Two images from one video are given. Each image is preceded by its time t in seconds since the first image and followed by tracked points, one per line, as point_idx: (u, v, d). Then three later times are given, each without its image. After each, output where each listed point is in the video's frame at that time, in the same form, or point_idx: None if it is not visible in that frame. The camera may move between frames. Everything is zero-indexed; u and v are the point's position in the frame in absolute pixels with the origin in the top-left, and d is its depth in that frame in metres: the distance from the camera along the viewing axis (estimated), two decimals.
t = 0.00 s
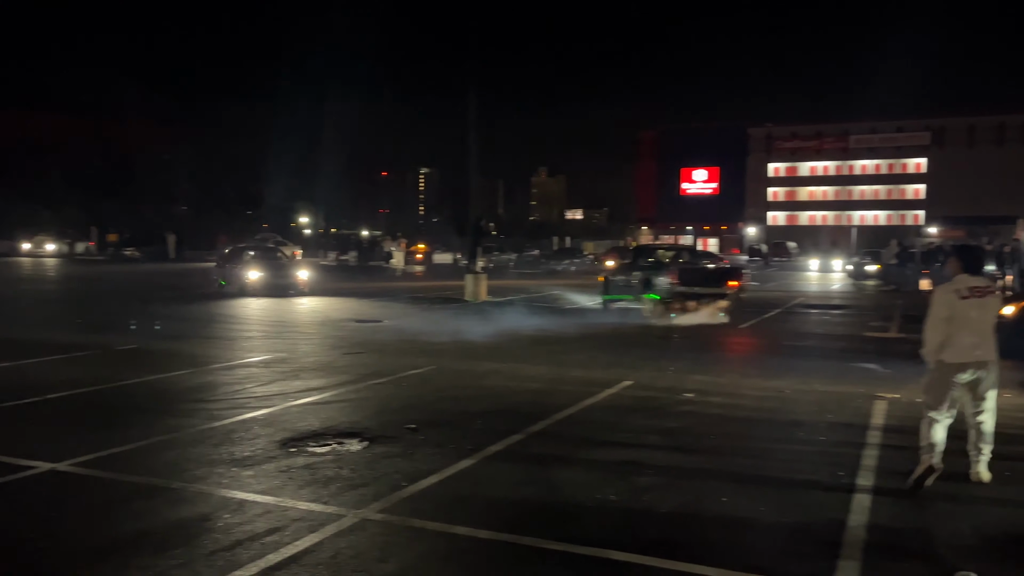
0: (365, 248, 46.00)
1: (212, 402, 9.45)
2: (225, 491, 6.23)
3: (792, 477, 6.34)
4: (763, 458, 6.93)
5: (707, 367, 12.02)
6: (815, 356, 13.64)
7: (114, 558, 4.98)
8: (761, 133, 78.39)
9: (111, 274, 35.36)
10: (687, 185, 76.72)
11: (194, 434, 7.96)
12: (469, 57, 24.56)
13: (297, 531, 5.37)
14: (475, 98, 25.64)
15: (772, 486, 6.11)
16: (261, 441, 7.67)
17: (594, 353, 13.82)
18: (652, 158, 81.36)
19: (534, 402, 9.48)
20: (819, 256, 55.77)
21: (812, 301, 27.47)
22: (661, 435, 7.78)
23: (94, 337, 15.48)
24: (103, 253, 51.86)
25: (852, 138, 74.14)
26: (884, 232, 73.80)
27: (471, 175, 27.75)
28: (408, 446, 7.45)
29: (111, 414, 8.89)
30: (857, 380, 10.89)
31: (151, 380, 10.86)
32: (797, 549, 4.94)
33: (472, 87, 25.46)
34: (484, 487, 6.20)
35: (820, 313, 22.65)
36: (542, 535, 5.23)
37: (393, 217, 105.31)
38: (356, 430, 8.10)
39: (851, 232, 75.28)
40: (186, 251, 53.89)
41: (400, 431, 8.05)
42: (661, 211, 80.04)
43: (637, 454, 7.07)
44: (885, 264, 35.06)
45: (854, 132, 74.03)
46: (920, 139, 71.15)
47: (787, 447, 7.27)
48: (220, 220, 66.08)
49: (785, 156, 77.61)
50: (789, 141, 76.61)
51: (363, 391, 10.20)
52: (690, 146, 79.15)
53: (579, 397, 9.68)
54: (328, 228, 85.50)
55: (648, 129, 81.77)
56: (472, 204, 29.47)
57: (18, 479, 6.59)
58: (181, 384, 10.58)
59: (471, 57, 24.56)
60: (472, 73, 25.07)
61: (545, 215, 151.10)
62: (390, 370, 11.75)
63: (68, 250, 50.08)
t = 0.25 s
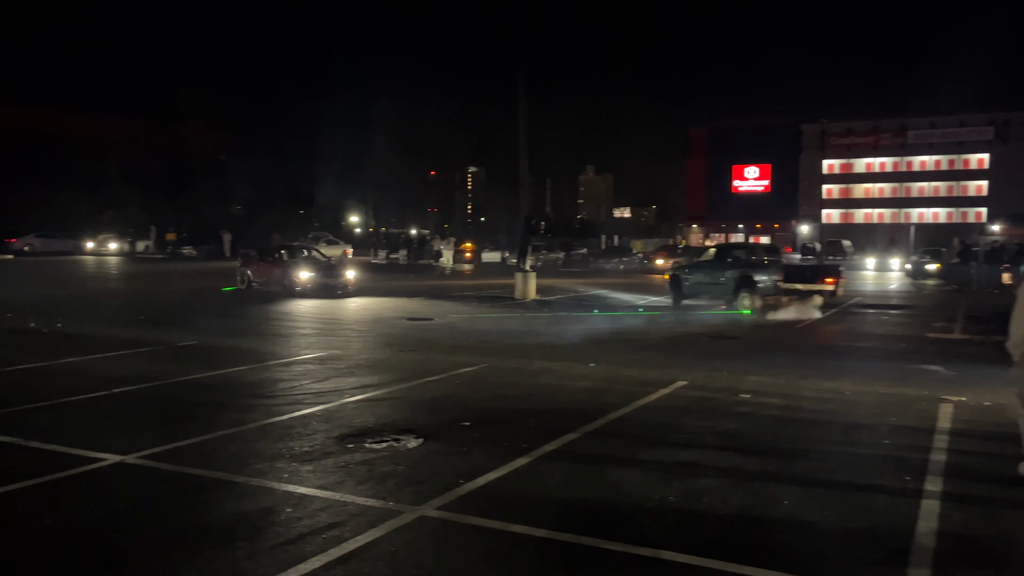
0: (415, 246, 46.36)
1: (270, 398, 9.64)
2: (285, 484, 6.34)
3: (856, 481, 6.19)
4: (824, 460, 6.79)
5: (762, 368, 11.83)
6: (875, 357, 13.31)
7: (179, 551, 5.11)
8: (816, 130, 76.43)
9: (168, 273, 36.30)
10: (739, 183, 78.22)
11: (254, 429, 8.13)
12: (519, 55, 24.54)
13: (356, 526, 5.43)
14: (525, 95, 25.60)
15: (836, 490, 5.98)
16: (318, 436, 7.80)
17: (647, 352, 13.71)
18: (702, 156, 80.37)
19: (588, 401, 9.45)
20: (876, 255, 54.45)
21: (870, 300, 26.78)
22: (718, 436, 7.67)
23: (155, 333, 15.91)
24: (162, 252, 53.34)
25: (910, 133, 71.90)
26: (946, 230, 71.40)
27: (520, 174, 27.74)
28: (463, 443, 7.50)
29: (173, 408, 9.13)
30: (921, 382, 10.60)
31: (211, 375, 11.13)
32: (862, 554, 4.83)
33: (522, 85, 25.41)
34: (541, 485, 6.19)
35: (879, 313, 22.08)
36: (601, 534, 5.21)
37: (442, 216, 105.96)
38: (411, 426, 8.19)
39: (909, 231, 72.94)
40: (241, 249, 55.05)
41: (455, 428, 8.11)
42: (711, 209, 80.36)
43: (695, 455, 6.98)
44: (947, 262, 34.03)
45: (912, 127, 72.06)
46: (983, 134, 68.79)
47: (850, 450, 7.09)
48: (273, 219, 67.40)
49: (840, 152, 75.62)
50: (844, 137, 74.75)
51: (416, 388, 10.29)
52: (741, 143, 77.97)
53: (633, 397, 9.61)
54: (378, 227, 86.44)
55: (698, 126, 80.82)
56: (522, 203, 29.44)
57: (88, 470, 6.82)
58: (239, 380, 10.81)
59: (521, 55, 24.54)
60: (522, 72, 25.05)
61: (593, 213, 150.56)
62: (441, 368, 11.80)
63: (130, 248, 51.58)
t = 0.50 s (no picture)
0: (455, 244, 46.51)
1: (316, 394, 9.75)
2: (332, 480, 6.42)
3: (910, 484, 6.07)
4: (875, 462, 6.66)
5: (809, 368, 11.65)
6: (926, 358, 13.00)
7: (230, 543, 5.21)
8: (863, 125, 74.23)
9: (214, 270, 36.90)
10: (782, 180, 75.91)
11: (302, 424, 8.25)
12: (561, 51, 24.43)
13: (403, 522, 5.48)
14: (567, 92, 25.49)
15: (890, 493, 5.85)
16: (363, 433, 7.88)
17: (690, 352, 13.57)
18: (745, 153, 79.27)
19: (633, 400, 9.39)
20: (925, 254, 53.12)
21: (920, 299, 26.12)
22: (766, 437, 7.57)
23: (203, 330, 16.22)
24: (208, 249, 54.34)
25: (962, 128, 69.97)
26: (999, 228, 69.78)
27: (561, 171, 27.63)
28: (508, 441, 7.52)
29: (222, 403, 9.29)
30: (974, 384, 10.34)
31: (257, 371, 11.30)
32: (919, 560, 4.72)
33: (563, 81, 25.31)
34: (587, 485, 6.17)
35: (930, 313, 21.52)
36: (649, 535, 5.17)
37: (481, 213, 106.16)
38: (455, 424, 8.22)
39: (960, 228, 71.61)
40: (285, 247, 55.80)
41: (499, 425, 8.13)
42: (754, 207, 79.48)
43: (743, 456, 6.90)
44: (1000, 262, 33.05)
45: (963, 122, 70.24)
46: None
47: (903, 453, 6.94)
48: (315, 218, 68.31)
49: (887, 148, 73.96)
50: (892, 132, 73.03)
51: (460, 385, 10.33)
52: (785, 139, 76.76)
53: (678, 397, 9.54)
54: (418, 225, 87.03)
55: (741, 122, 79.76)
56: (563, 200, 29.28)
57: (141, 464, 6.98)
58: (285, 376, 10.96)
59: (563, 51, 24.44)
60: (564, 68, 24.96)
61: (633, 211, 149.59)
62: (484, 366, 11.84)
63: (177, 246, 52.66)
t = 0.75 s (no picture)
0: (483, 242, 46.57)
1: (347, 390, 9.81)
2: (365, 475, 6.48)
3: (949, 485, 5.98)
4: (913, 463, 6.57)
5: (842, 366, 11.52)
6: (962, 356, 12.77)
7: (267, 537, 5.28)
8: (895, 120, 73.34)
9: (243, 267, 37.31)
10: (813, 176, 75.91)
11: (334, 420, 8.32)
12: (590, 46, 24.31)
13: (437, 518, 5.51)
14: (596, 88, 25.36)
15: (928, 494, 5.77)
16: (396, 428, 7.94)
17: (721, 350, 13.46)
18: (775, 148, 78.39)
19: (664, 398, 9.36)
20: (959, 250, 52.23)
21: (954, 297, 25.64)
22: (800, 435, 7.50)
23: (236, 326, 16.44)
24: (239, 246, 54.99)
25: (998, 123, 68.55)
26: None
27: (588, 168, 27.54)
28: (540, 437, 7.53)
29: (255, 399, 9.42)
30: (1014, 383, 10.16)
31: (289, 367, 11.43)
32: (958, 560, 4.67)
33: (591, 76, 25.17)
34: (620, 482, 6.16)
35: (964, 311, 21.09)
36: (682, 534, 5.15)
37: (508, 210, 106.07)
38: (486, 420, 8.25)
39: (995, 224, 69.67)
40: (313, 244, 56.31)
41: (530, 422, 8.14)
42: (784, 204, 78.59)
43: (777, 455, 6.84)
44: None
45: (999, 116, 68.86)
46: None
47: (941, 453, 6.84)
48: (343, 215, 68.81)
49: (920, 143, 72.56)
50: (926, 127, 71.78)
51: (490, 382, 10.35)
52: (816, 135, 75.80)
53: (709, 395, 9.49)
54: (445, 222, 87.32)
55: (770, 117, 78.90)
56: (591, 197, 29.22)
57: (178, 457, 7.10)
58: (316, 372, 11.05)
59: (591, 47, 24.35)
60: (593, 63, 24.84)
61: (660, 208, 148.72)
62: (513, 363, 11.86)
63: (208, 243, 53.39)
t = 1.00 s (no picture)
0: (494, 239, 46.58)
1: (361, 387, 9.84)
2: (380, 472, 6.50)
3: (968, 482, 5.93)
4: (931, 460, 6.52)
5: (858, 363, 11.45)
6: (978, 352, 12.68)
7: (283, 532, 5.32)
8: (909, 115, 72.80)
9: (255, 264, 37.40)
10: (826, 171, 75.26)
11: (349, 416, 8.36)
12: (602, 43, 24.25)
13: (452, 514, 5.52)
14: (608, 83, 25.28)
15: (946, 491, 5.74)
16: (410, 425, 7.96)
17: (735, 346, 13.42)
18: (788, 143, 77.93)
19: (677, 395, 9.34)
20: (975, 246, 51.83)
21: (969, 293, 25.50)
22: (816, 432, 7.46)
23: (250, 323, 16.51)
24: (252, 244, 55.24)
25: (1013, 117, 67.95)
26: None
27: (601, 164, 27.45)
28: (554, 434, 7.53)
29: (270, 395, 9.47)
30: None
31: (304, 363, 11.48)
32: (974, 556, 4.65)
33: (604, 73, 25.13)
34: (634, 479, 6.15)
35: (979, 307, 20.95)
36: (698, 530, 5.14)
37: (519, 207, 106.00)
38: (500, 417, 8.26)
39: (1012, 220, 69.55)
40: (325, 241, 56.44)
41: (544, 419, 8.14)
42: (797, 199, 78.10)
43: (793, 452, 6.81)
44: None
45: (1016, 110, 68.17)
46: None
47: (959, 450, 6.79)
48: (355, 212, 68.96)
49: (936, 138, 71.97)
50: (940, 121, 71.22)
51: (504, 378, 10.36)
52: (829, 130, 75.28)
53: (724, 391, 9.46)
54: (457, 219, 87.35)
55: (783, 113, 78.44)
56: (604, 194, 29.16)
57: (193, 453, 7.15)
58: (330, 368, 11.10)
59: (604, 42, 24.23)
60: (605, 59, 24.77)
61: (672, 204, 148.16)
62: (526, 359, 11.85)
63: (221, 241, 53.62)
